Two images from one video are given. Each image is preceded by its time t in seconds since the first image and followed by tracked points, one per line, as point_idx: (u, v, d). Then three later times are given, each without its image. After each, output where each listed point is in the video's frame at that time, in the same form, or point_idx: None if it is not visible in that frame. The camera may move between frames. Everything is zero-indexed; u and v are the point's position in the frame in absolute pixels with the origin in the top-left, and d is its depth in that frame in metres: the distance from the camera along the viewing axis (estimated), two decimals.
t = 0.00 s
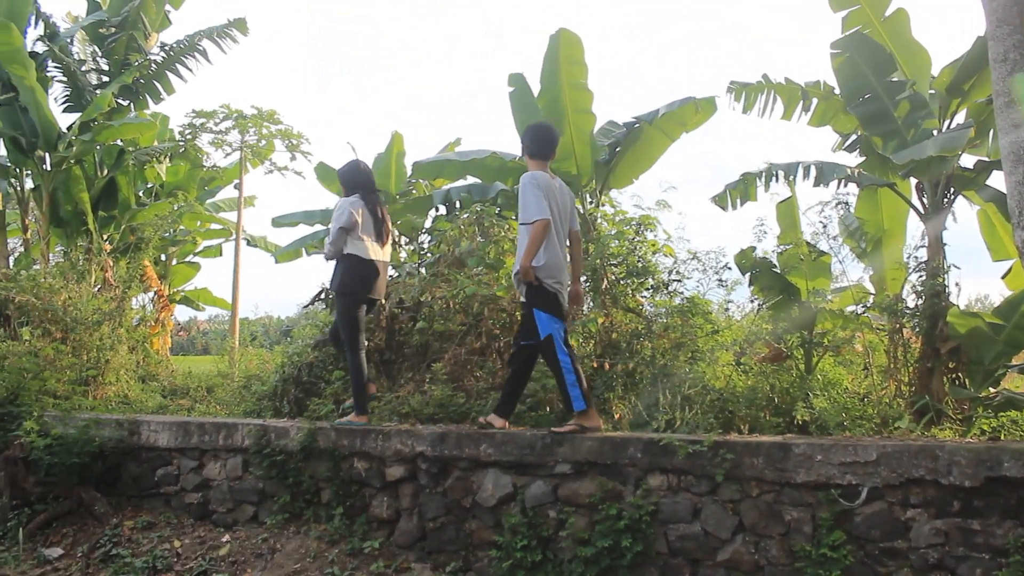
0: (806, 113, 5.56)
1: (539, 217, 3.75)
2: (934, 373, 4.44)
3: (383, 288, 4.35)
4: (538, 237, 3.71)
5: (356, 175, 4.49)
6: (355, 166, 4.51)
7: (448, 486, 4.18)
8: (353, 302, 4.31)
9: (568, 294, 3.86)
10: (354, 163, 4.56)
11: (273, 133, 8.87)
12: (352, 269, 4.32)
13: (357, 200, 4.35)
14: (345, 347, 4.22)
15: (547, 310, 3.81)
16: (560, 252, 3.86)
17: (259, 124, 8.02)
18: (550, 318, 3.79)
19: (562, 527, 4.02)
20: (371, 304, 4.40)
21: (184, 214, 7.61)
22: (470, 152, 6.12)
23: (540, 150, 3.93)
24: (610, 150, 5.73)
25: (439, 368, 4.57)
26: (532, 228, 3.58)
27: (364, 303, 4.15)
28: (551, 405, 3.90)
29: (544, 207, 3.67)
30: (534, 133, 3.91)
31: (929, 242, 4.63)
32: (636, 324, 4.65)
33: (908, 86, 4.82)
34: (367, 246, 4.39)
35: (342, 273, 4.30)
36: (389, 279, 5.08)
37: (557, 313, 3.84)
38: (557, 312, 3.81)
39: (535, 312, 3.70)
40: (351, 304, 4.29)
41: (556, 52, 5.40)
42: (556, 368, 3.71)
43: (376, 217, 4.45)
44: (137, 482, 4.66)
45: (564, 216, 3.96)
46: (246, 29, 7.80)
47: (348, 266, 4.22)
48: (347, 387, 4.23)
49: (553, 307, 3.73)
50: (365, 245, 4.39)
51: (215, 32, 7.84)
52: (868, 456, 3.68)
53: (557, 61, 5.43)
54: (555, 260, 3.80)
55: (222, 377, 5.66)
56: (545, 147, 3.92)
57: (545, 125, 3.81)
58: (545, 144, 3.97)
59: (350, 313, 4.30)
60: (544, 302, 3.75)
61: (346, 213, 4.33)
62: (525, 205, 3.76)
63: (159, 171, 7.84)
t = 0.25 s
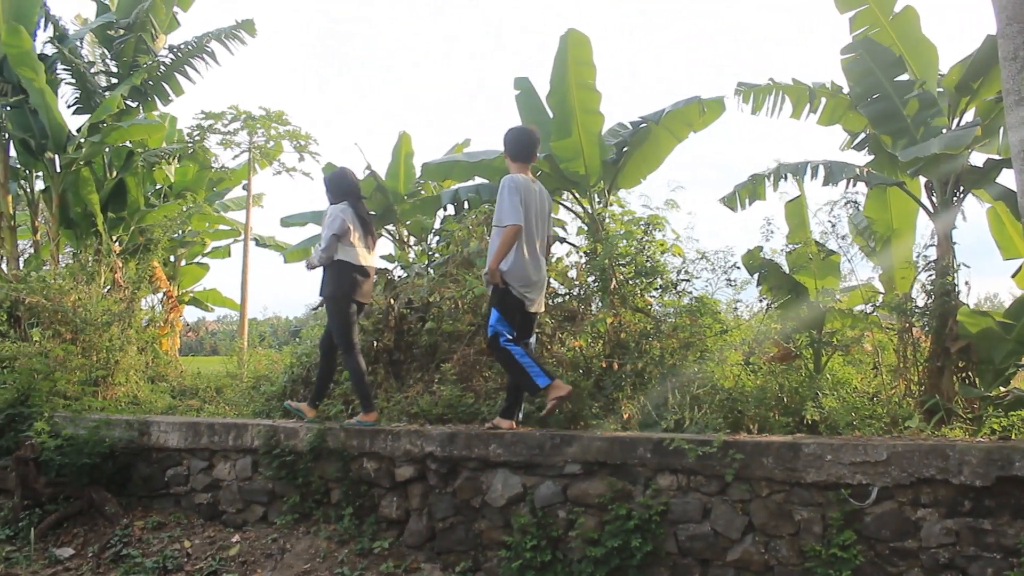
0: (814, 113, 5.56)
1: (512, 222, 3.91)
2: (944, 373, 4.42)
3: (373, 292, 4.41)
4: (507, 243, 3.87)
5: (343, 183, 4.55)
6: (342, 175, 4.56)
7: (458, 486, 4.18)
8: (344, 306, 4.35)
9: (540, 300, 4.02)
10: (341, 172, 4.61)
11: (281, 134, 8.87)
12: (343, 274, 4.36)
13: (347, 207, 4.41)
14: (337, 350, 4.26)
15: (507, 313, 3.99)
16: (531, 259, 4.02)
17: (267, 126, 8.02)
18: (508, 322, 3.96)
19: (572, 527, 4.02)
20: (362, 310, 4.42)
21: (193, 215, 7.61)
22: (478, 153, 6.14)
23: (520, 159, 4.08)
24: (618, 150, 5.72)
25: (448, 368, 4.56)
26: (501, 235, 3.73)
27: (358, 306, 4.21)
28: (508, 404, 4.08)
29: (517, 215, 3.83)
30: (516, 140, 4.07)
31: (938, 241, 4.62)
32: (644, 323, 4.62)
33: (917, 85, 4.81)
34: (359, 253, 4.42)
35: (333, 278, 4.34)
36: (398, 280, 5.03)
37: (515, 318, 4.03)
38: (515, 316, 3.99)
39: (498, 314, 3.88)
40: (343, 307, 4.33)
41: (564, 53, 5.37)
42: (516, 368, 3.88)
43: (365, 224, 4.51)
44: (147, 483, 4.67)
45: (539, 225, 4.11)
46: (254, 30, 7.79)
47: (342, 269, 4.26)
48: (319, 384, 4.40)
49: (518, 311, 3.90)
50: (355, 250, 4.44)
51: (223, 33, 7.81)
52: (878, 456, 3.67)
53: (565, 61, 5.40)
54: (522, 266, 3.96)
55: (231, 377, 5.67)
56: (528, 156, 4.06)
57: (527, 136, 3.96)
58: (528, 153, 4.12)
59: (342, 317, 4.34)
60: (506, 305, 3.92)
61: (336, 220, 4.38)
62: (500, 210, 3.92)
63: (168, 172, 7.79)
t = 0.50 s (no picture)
0: (823, 113, 5.56)
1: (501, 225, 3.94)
2: (953, 373, 4.41)
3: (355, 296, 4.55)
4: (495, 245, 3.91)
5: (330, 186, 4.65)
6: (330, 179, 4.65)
7: (466, 486, 4.19)
8: (326, 308, 4.48)
9: (527, 300, 4.06)
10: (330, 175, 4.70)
11: (289, 134, 8.88)
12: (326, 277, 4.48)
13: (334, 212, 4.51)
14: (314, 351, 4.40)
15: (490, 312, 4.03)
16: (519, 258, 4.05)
17: (275, 126, 8.03)
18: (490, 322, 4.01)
19: (580, 527, 4.03)
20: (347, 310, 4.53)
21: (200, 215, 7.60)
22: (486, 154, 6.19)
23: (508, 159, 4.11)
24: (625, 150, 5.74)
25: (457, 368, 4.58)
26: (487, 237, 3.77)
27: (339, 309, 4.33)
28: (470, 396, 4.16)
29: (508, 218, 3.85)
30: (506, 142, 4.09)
31: (947, 241, 4.61)
32: (652, 324, 4.62)
33: (926, 85, 4.82)
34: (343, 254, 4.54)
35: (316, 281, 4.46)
36: (406, 281, 4.96)
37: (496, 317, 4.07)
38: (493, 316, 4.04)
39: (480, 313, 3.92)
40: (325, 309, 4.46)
41: (572, 53, 5.37)
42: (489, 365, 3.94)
43: (350, 227, 4.64)
44: (156, 483, 4.68)
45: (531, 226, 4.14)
46: (262, 32, 7.79)
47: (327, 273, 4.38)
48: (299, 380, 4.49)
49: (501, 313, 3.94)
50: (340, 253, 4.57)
51: (231, 35, 7.82)
52: (888, 456, 3.67)
53: (573, 62, 5.40)
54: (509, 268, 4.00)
55: (239, 378, 5.69)
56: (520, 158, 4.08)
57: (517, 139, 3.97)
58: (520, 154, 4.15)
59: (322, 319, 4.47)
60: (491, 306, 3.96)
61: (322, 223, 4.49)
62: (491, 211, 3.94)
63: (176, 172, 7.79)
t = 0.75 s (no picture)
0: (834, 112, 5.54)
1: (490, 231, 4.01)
2: (966, 372, 4.37)
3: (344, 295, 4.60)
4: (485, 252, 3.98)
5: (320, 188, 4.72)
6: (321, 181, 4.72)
7: (477, 486, 4.19)
8: (315, 307, 4.55)
9: (518, 303, 4.10)
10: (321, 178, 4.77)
11: (298, 135, 8.88)
12: (316, 276, 4.54)
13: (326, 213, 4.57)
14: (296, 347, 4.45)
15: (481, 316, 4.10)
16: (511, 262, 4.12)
17: (285, 127, 8.04)
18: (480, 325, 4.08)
19: (591, 528, 4.03)
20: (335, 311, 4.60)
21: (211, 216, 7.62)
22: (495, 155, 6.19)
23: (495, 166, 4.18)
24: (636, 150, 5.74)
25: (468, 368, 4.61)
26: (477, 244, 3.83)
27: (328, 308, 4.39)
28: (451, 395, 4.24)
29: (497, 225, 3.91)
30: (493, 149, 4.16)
31: (959, 241, 4.58)
32: (662, 324, 4.61)
33: (937, 84, 4.80)
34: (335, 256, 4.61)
35: (306, 279, 4.52)
36: (417, 281, 4.98)
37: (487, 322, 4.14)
38: (485, 321, 4.10)
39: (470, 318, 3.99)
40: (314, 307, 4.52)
41: (581, 53, 5.35)
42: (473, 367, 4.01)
43: (342, 228, 4.71)
44: (167, 483, 4.69)
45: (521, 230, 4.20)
46: (272, 33, 7.79)
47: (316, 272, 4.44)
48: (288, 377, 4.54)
49: (491, 317, 4.00)
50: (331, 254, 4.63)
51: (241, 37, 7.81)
52: (900, 457, 3.65)
53: (582, 61, 5.38)
54: (501, 273, 4.06)
55: (250, 378, 5.71)
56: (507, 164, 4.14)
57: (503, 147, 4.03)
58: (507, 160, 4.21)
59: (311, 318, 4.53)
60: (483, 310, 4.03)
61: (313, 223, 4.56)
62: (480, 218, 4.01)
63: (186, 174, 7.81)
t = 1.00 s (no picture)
0: (846, 106, 5.52)
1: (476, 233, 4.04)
2: (980, 369, 4.35)
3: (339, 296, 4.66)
4: (473, 255, 4.01)
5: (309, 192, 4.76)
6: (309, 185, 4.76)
7: (491, 484, 4.20)
8: (309, 309, 4.59)
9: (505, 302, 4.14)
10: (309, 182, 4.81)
11: (309, 133, 8.89)
12: (310, 279, 4.60)
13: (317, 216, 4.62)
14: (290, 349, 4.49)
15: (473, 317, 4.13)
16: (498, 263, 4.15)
17: (296, 126, 8.05)
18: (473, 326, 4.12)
19: (605, 525, 4.02)
20: (329, 311, 4.63)
21: (222, 215, 7.64)
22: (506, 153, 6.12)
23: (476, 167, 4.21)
24: (648, 146, 5.68)
25: (481, 365, 4.64)
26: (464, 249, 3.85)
27: (323, 308, 4.44)
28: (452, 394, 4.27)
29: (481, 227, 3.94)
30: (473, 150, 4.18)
31: (973, 237, 4.56)
32: (675, 320, 4.60)
33: (950, 79, 4.77)
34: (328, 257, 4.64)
35: (301, 283, 4.57)
36: (427, 278, 4.94)
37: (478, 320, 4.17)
38: (476, 320, 4.14)
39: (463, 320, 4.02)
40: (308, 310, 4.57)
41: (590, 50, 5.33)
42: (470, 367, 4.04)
43: (333, 230, 4.73)
44: (181, 481, 4.70)
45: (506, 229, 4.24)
46: (282, 32, 7.79)
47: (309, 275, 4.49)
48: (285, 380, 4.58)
49: (482, 319, 4.03)
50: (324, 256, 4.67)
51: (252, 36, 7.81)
52: (915, 453, 3.64)
53: (591, 58, 5.36)
54: (489, 275, 4.10)
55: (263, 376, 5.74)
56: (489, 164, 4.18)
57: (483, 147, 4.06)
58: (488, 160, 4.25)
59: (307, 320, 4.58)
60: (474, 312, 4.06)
61: (304, 227, 4.61)
62: (465, 222, 4.03)
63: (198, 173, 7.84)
